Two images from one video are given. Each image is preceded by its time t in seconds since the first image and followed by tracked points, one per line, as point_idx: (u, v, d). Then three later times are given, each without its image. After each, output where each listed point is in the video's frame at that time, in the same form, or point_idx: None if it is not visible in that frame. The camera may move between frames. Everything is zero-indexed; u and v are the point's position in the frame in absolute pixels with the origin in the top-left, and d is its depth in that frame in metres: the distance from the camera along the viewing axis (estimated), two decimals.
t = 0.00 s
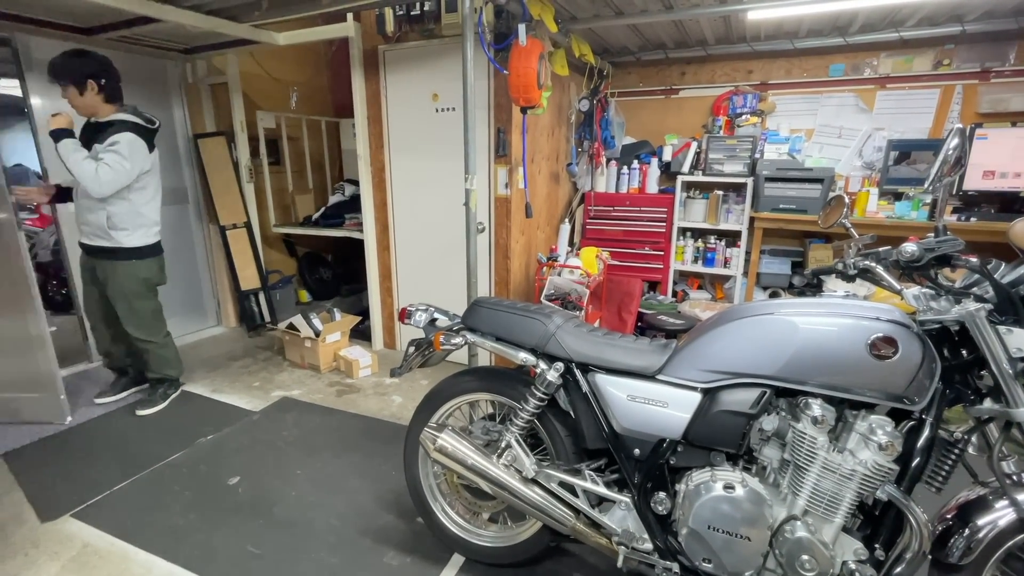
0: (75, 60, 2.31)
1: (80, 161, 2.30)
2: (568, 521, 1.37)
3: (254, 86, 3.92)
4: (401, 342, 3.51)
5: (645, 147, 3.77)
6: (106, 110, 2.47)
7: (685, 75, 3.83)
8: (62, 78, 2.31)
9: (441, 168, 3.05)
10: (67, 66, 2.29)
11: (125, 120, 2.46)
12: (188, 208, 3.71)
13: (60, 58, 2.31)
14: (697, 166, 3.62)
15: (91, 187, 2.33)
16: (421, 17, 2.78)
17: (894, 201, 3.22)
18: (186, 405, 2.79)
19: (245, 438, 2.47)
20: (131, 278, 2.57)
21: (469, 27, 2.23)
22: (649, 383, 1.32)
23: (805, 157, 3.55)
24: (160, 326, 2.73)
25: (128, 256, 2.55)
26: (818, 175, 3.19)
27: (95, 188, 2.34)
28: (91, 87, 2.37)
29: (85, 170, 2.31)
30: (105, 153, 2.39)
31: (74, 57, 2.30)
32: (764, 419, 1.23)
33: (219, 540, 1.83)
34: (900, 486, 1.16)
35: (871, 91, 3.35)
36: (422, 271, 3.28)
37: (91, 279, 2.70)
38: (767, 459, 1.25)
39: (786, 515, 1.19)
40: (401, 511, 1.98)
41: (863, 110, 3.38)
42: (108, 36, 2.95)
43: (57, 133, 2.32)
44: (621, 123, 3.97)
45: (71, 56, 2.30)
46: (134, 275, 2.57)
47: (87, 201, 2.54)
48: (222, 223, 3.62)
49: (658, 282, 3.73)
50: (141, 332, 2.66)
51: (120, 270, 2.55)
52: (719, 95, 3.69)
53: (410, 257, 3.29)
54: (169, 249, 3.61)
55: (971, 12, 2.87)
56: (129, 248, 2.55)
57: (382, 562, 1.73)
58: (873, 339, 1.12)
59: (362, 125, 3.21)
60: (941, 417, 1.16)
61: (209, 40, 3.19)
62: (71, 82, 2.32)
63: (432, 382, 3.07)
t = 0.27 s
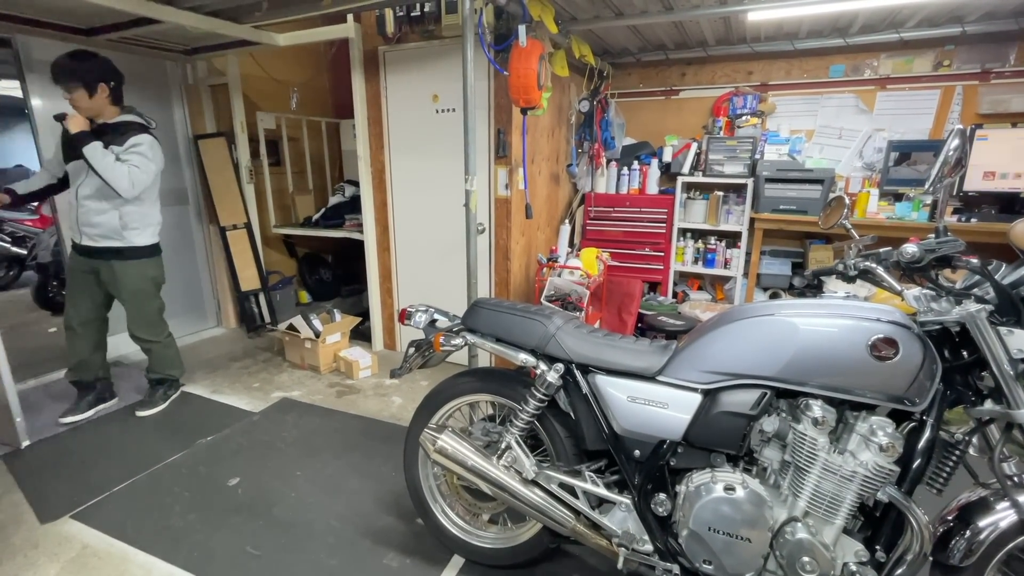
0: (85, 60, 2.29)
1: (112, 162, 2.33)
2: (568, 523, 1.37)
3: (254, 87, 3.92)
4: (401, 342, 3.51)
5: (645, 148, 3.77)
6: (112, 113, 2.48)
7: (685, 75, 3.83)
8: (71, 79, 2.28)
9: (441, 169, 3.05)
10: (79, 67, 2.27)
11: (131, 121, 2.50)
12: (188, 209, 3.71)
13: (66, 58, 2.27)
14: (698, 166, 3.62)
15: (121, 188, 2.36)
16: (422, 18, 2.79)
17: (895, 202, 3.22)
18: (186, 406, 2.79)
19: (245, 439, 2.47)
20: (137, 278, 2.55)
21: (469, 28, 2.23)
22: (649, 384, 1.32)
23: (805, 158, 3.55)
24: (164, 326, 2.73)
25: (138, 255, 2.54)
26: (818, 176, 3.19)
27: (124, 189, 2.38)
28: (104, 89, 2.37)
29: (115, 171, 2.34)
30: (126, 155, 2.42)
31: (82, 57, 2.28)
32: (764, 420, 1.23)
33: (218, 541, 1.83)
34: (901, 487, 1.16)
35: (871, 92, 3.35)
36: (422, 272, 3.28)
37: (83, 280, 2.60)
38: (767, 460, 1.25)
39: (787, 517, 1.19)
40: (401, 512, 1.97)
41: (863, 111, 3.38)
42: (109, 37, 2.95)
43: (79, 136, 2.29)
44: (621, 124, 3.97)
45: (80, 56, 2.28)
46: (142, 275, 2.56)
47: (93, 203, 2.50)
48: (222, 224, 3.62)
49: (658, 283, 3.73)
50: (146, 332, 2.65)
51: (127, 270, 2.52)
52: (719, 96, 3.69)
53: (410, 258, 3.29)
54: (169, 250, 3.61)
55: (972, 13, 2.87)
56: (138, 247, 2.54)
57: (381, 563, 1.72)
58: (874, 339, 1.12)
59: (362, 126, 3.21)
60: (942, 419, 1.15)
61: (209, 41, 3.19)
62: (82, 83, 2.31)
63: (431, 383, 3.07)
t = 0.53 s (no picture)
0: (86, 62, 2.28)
1: (127, 159, 2.38)
2: (569, 524, 1.37)
3: (255, 89, 3.93)
4: (402, 343, 3.51)
5: (646, 149, 3.78)
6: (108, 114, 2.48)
7: (685, 77, 3.83)
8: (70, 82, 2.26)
9: (442, 170, 3.05)
10: (82, 69, 2.27)
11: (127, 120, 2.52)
12: (189, 210, 3.71)
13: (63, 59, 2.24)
14: (698, 167, 3.63)
15: (137, 186, 2.41)
16: (423, 19, 2.79)
17: (895, 203, 3.22)
18: (187, 407, 2.79)
19: (246, 440, 2.47)
20: (143, 278, 2.56)
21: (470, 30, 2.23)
22: (650, 385, 1.32)
23: (805, 159, 3.55)
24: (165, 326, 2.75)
25: (145, 254, 2.57)
26: (819, 177, 3.19)
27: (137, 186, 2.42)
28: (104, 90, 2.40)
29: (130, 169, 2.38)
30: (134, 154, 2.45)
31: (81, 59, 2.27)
32: (765, 421, 1.23)
33: (219, 542, 1.83)
34: (903, 489, 1.16)
35: (872, 93, 3.35)
36: (423, 273, 3.28)
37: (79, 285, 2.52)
38: (768, 461, 1.25)
39: (788, 518, 1.19)
40: (402, 513, 1.97)
41: (863, 112, 3.38)
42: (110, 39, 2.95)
43: (91, 136, 2.30)
44: (621, 125, 3.98)
45: (79, 57, 2.26)
46: (149, 275, 2.59)
47: (93, 204, 2.47)
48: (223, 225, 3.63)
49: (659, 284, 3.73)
50: (149, 332, 2.66)
51: (133, 270, 2.53)
52: (720, 98, 3.69)
53: (411, 259, 3.29)
54: (170, 251, 3.61)
55: (972, 14, 2.87)
56: (143, 245, 2.57)
57: (382, 564, 1.72)
58: (874, 341, 1.12)
59: (363, 127, 3.21)
60: (943, 420, 1.15)
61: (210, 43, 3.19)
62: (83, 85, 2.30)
63: (432, 384, 3.07)
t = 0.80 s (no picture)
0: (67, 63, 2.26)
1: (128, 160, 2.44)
2: (569, 525, 1.37)
3: (256, 90, 3.93)
4: (402, 345, 3.51)
5: (646, 151, 3.78)
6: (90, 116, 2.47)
7: (685, 78, 3.83)
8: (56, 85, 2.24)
9: (443, 172, 3.05)
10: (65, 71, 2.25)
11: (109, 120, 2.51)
12: (190, 212, 3.72)
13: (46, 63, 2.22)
14: (698, 169, 3.64)
15: (137, 185, 2.47)
16: (423, 21, 2.80)
17: (895, 205, 3.23)
18: (187, 409, 2.79)
19: (246, 441, 2.47)
20: (139, 280, 2.58)
21: (471, 31, 2.24)
22: (650, 386, 1.32)
23: (805, 161, 3.55)
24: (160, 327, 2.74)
25: (137, 255, 2.60)
26: (819, 178, 3.20)
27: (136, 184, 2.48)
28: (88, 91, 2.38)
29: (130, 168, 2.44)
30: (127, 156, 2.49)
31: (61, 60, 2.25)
32: (765, 422, 1.22)
33: (219, 543, 1.82)
34: (903, 490, 1.16)
35: (872, 95, 3.35)
36: (423, 275, 3.28)
37: (71, 290, 2.48)
38: (769, 463, 1.25)
39: (788, 520, 1.18)
40: (402, 515, 1.97)
41: (863, 113, 3.38)
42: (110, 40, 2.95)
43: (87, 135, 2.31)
44: (621, 126, 3.98)
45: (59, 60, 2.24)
46: (144, 277, 2.61)
47: (83, 206, 2.46)
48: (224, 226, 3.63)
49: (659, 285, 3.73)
50: (145, 334, 2.65)
51: (128, 272, 2.55)
52: (720, 99, 3.70)
53: (412, 260, 3.29)
54: (171, 253, 3.61)
55: (972, 16, 2.88)
56: (134, 246, 2.59)
57: (382, 566, 1.72)
58: (875, 342, 1.12)
59: (364, 129, 3.22)
60: (944, 422, 1.15)
61: (211, 44, 3.19)
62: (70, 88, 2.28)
63: (432, 386, 3.07)
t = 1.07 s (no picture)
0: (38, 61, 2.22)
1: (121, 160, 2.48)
2: (568, 527, 1.37)
3: (256, 92, 3.94)
4: (402, 346, 3.52)
5: (646, 152, 3.79)
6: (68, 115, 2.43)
7: (685, 80, 3.84)
8: (33, 85, 2.21)
9: (443, 173, 3.06)
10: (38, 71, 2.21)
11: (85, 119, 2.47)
12: (190, 213, 3.72)
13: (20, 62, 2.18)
14: (698, 171, 3.66)
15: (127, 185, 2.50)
16: (424, 23, 2.80)
17: (894, 206, 3.26)
18: (187, 410, 2.79)
19: (246, 442, 2.47)
20: (133, 281, 2.59)
21: (471, 34, 2.24)
22: (650, 388, 1.32)
23: (805, 163, 3.56)
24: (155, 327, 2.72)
25: (128, 255, 2.61)
26: (818, 180, 3.20)
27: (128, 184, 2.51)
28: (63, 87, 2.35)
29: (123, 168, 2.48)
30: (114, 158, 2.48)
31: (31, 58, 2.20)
32: (765, 424, 1.23)
33: (219, 545, 1.83)
34: (902, 492, 1.16)
35: (871, 97, 3.36)
36: (423, 276, 3.28)
37: (62, 291, 2.48)
38: (768, 464, 1.25)
39: (787, 521, 1.19)
40: (402, 516, 1.97)
41: (863, 115, 3.38)
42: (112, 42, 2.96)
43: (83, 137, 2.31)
44: (621, 128, 3.98)
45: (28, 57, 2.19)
46: (135, 277, 2.62)
47: (72, 209, 2.44)
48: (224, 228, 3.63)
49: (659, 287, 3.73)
50: (138, 333, 2.65)
51: (121, 274, 2.56)
52: (720, 101, 3.70)
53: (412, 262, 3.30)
54: (171, 254, 3.62)
55: (971, 18, 2.88)
56: (123, 245, 2.59)
57: (381, 567, 1.72)
58: (873, 344, 1.12)
59: (364, 131, 3.22)
60: (943, 424, 1.15)
61: (212, 47, 3.20)
62: (48, 86, 2.26)
63: (432, 387, 3.07)
